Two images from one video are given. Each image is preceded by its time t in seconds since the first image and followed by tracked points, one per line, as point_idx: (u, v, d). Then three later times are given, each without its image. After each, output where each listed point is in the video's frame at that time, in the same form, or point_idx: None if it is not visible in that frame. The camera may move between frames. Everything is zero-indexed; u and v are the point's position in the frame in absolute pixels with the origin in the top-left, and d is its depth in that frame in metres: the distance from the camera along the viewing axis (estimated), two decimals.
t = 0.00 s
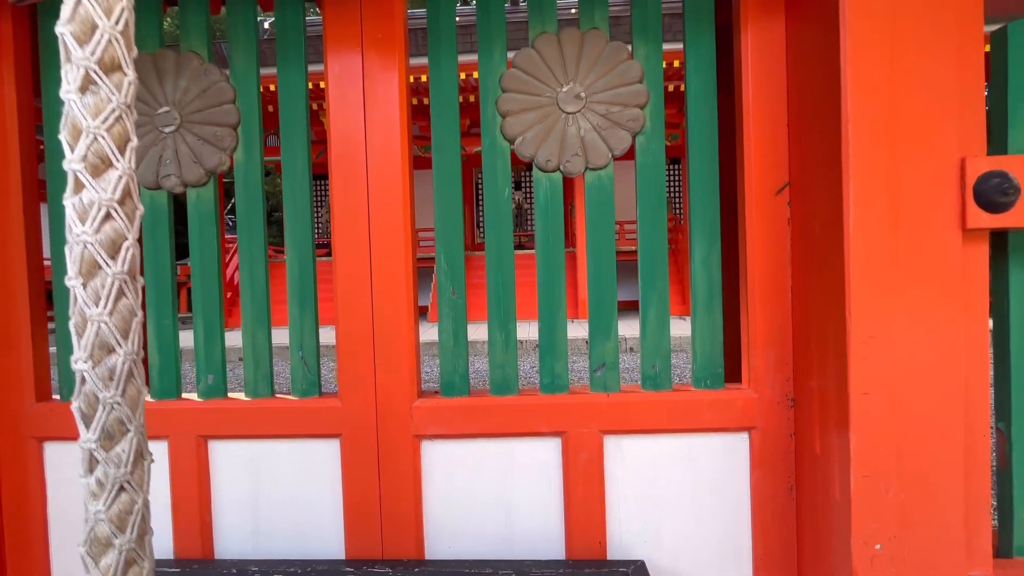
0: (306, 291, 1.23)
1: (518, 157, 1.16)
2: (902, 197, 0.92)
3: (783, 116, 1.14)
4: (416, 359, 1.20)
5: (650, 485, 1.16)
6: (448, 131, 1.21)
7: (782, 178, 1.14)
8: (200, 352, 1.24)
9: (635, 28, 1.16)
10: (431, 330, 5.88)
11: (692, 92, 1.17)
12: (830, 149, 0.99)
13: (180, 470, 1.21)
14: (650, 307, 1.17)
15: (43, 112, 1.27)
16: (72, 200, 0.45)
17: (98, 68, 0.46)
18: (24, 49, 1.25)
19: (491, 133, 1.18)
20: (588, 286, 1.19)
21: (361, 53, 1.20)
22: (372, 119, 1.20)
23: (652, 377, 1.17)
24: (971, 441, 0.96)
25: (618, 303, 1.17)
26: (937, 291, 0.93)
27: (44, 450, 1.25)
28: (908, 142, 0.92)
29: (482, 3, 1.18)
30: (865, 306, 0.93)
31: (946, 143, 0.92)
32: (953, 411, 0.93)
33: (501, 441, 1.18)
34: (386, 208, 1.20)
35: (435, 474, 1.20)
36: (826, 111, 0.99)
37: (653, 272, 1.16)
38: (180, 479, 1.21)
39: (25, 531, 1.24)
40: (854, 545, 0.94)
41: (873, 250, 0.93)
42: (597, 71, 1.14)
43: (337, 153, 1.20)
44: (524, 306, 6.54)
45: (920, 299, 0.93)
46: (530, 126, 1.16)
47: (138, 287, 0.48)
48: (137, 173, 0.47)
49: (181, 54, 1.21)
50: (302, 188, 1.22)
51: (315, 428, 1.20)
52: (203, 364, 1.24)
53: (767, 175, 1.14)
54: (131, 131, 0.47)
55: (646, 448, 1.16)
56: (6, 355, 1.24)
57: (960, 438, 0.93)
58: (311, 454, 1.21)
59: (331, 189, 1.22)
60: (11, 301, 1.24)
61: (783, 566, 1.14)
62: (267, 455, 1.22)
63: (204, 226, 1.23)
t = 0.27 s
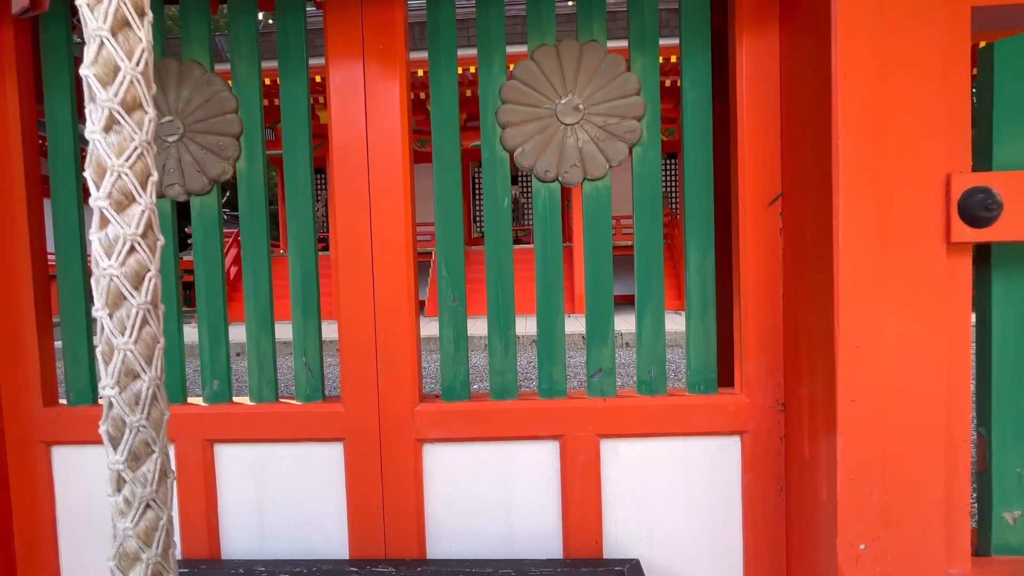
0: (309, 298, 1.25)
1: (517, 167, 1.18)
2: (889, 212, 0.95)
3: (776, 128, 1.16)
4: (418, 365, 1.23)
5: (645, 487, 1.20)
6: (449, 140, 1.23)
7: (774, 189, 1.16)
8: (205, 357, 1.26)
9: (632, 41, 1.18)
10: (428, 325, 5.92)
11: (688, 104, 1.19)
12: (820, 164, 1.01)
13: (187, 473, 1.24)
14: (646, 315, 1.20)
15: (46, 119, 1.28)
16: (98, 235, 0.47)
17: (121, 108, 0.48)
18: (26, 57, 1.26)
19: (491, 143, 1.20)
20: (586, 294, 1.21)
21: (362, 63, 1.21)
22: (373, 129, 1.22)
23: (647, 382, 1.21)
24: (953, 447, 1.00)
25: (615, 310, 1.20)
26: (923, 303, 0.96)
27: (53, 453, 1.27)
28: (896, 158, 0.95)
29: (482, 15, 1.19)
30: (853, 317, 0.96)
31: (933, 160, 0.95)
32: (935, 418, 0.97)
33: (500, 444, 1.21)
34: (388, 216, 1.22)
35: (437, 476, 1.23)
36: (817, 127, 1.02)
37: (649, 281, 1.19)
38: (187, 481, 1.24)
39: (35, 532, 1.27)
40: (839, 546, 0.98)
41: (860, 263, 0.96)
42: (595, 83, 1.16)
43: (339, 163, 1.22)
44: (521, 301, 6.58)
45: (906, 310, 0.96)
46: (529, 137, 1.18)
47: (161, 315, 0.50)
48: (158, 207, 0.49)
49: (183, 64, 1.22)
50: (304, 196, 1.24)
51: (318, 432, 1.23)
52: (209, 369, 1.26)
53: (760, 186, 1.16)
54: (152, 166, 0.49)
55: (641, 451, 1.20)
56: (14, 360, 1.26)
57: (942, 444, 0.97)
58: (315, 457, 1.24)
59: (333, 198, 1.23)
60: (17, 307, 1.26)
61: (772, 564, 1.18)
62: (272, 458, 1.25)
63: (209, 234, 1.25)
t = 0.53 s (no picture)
0: (305, 302, 1.27)
1: (510, 174, 1.20)
2: (872, 221, 0.98)
3: (765, 137, 1.18)
4: (413, 368, 1.25)
5: (636, 486, 1.23)
6: (443, 146, 1.24)
7: (762, 197, 1.19)
8: (202, 361, 1.27)
9: (624, 49, 1.19)
10: (423, 322, 5.94)
11: (679, 112, 1.22)
12: (806, 174, 1.04)
13: (185, 475, 1.25)
14: (637, 319, 1.23)
15: (39, 123, 1.28)
16: (104, 255, 0.49)
17: (126, 131, 0.49)
18: (19, 61, 1.25)
19: (485, 150, 1.21)
20: (578, 298, 1.24)
21: (357, 69, 1.22)
22: (368, 135, 1.23)
23: (638, 384, 1.24)
24: (932, 447, 1.03)
25: (606, 314, 1.23)
26: (904, 309, 0.99)
27: (50, 456, 1.28)
28: (879, 168, 0.98)
29: (476, 23, 1.20)
30: (837, 323, 0.99)
31: (915, 171, 0.98)
32: (914, 420, 1.00)
33: (495, 446, 1.24)
34: (383, 222, 1.23)
35: (432, 477, 1.25)
36: (803, 137, 1.04)
37: (641, 286, 1.22)
38: (185, 483, 1.25)
39: (34, 534, 1.28)
40: (822, 543, 1.01)
41: (844, 270, 0.99)
42: (588, 91, 1.18)
43: (334, 168, 1.23)
44: (515, 298, 6.60)
45: (888, 316, 0.99)
46: (523, 144, 1.20)
47: (165, 331, 0.52)
48: (162, 227, 0.51)
49: (178, 69, 1.23)
50: (300, 202, 1.25)
51: (316, 434, 1.25)
52: (206, 372, 1.28)
53: (749, 193, 1.19)
54: (156, 187, 0.51)
55: (632, 451, 1.23)
56: (10, 364, 1.26)
57: (920, 444, 1.00)
58: (312, 459, 1.26)
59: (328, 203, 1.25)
60: (13, 311, 1.26)
61: (759, 560, 1.22)
62: (269, 460, 1.26)
63: (205, 239, 1.26)
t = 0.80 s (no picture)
0: (294, 306, 1.28)
1: (498, 180, 1.22)
2: (847, 229, 1.02)
3: (746, 145, 1.21)
4: (403, 371, 1.27)
5: (621, 485, 1.26)
6: (432, 152, 1.25)
7: (744, 203, 1.22)
8: (191, 364, 1.28)
9: (610, 58, 1.22)
10: (412, 320, 5.94)
11: (664, 120, 1.24)
12: (785, 182, 1.07)
13: (175, 478, 1.26)
14: (623, 322, 1.26)
15: (25, 126, 1.27)
16: (98, 270, 0.50)
17: (118, 149, 0.51)
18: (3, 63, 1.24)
19: (473, 156, 1.23)
20: (565, 302, 1.26)
21: (346, 74, 1.23)
22: (357, 140, 1.24)
23: (623, 386, 1.26)
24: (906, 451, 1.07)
25: (593, 318, 1.25)
26: (878, 314, 1.03)
27: (37, 460, 1.28)
28: (855, 177, 1.01)
29: (464, 31, 1.22)
30: (813, 327, 1.03)
31: (888, 181, 1.01)
32: (886, 420, 1.04)
33: (483, 447, 1.26)
34: (372, 227, 1.24)
35: (422, 478, 1.27)
36: (782, 147, 1.07)
37: (626, 290, 1.25)
38: (174, 486, 1.26)
39: (21, 538, 1.28)
40: (799, 539, 1.05)
41: (820, 277, 1.02)
42: (574, 99, 1.20)
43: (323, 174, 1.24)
44: (505, 296, 6.62)
45: (862, 321, 1.03)
46: (510, 150, 1.21)
47: (158, 343, 0.54)
48: (154, 242, 0.52)
49: (166, 73, 1.23)
50: (289, 206, 1.26)
51: (305, 437, 1.26)
52: (195, 375, 1.28)
53: (731, 200, 1.22)
54: (148, 203, 0.52)
55: (617, 451, 1.26)
56: None
57: (893, 444, 1.04)
58: (302, 461, 1.27)
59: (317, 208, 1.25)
60: None
61: (741, 559, 1.26)
62: (259, 463, 1.27)
63: (194, 243, 1.26)
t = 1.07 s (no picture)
0: (277, 310, 1.27)
1: (482, 185, 1.23)
2: (819, 235, 1.06)
3: (723, 152, 1.25)
4: (387, 374, 1.27)
5: (603, 484, 1.29)
6: (416, 156, 1.26)
7: (721, 209, 1.25)
8: (172, 369, 1.27)
9: (592, 65, 1.24)
10: (397, 320, 5.92)
11: (644, 127, 1.27)
12: (759, 190, 1.11)
13: (156, 483, 1.25)
14: (604, 325, 1.28)
15: None
16: (79, 281, 0.51)
17: (99, 161, 0.51)
18: None
19: (457, 161, 1.24)
20: (548, 305, 1.28)
21: (329, 78, 1.23)
22: (341, 144, 1.24)
23: (604, 388, 1.29)
24: (875, 449, 1.11)
25: (575, 321, 1.27)
26: (847, 317, 1.07)
27: (13, 468, 1.26)
28: (826, 185, 1.05)
29: (448, 37, 1.23)
30: (786, 330, 1.07)
31: (856, 189, 1.05)
32: (854, 419, 1.08)
33: (467, 448, 1.28)
34: (356, 231, 1.25)
35: (406, 480, 1.28)
36: (757, 155, 1.11)
37: (607, 294, 1.27)
38: (156, 492, 1.25)
39: None
40: (773, 535, 1.09)
41: (792, 281, 1.06)
42: (556, 106, 1.22)
43: (306, 177, 1.24)
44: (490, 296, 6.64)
45: (832, 324, 1.07)
46: (494, 156, 1.23)
47: (140, 353, 0.54)
48: (136, 252, 0.53)
49: (146, 76, 1.21)
50: (272, 210, 1.25)
51: (289, 440, 1.26)
52: (176, 380, 1.27)
53: (708, 206, 1.25)
54: (130, 214, 0.53)
55: (599, 452, 1.28)
56: None
57: (861, 442, 1.09)
58: (286, 465, 1.27)
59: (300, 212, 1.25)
60: None
61: (718, 556, 1.29)
62: (243, 467, 1.27)
63: (175, 247, 1.25)
